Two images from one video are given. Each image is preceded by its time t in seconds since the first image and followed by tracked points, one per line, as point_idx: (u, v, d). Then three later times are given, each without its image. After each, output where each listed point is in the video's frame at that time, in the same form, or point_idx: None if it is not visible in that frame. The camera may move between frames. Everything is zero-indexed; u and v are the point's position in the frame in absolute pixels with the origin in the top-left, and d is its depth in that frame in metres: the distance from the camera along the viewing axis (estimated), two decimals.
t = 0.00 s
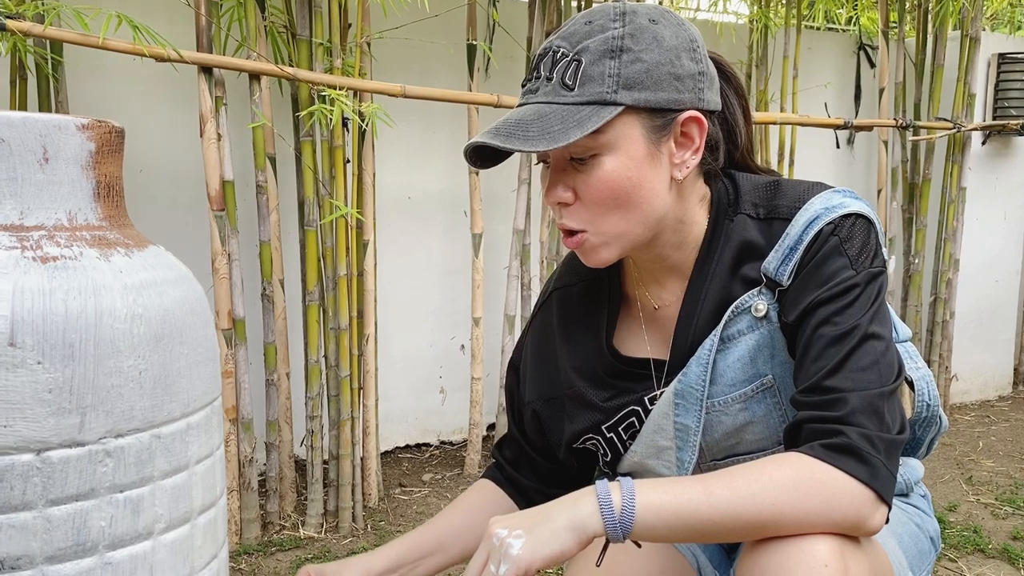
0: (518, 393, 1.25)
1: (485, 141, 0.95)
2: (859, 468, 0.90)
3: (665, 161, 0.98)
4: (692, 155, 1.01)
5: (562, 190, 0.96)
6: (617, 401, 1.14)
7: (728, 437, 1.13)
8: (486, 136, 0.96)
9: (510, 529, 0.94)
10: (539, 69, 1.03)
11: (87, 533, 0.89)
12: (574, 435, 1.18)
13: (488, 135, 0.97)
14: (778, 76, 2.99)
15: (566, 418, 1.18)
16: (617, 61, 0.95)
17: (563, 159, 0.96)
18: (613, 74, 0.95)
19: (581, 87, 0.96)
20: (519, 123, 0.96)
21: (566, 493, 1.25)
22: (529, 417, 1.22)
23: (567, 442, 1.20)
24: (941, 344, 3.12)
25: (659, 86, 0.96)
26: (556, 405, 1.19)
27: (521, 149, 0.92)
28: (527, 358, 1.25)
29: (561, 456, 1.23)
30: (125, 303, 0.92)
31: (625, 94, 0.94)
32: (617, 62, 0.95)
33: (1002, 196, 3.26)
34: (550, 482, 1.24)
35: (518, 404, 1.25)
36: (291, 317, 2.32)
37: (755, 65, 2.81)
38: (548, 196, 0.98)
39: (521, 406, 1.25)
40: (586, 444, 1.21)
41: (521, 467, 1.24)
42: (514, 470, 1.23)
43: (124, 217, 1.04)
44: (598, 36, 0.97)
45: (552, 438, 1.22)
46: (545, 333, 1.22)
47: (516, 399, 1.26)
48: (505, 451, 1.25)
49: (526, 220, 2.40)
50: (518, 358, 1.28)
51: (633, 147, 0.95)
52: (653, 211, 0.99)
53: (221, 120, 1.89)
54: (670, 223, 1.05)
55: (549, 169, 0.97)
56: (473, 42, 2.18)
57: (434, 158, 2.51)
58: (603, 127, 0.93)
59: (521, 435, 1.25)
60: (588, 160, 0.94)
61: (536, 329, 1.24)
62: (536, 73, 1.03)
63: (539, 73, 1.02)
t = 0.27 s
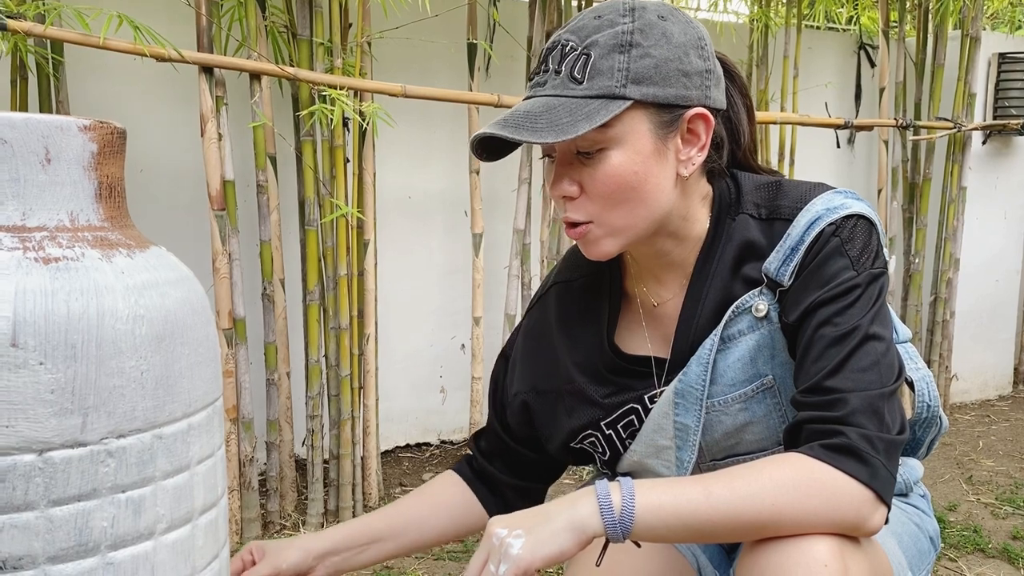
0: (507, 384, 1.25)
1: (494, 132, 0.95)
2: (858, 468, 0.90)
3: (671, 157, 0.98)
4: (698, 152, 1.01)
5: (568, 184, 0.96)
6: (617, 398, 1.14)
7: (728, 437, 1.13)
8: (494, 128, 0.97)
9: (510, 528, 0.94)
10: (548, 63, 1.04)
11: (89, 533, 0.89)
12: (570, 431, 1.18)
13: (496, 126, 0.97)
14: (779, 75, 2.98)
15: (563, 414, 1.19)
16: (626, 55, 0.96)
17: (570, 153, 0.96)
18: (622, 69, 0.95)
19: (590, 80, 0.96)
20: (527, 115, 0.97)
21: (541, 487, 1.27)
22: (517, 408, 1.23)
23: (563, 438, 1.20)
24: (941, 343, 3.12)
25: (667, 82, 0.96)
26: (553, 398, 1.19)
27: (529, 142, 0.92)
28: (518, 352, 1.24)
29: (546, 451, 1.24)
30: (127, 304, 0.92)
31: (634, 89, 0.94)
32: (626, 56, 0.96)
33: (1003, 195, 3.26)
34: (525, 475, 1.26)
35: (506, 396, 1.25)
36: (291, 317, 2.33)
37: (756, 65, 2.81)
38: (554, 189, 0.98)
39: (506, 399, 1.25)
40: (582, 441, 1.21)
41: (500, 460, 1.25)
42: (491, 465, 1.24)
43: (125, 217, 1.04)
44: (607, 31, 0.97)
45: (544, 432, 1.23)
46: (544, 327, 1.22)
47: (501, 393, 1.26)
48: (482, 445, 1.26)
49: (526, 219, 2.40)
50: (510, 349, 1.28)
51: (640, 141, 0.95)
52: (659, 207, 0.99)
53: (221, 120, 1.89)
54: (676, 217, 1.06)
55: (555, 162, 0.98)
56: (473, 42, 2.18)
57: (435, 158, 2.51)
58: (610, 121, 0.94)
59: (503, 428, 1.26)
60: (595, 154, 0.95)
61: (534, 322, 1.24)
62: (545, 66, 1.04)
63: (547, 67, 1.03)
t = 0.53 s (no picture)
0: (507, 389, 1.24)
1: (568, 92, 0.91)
2: (855, 466, 0.90)
3: (700, 151, 0.99)
4: (717, 150, 1.03)
5: (610, 163, 0.95)
6: (614, 399, 1.13)
7: (726, 437, 1.13)
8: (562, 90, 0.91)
9: (507, 533, 0.94)
10: (591, 37, 0.99)
11: (84, 532, 0.88)
12: (568, 433, 1.17)
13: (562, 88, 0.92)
14: (779, 74, 2.98)
15: (561, 415, 1.18)
16: (683, 41, 0.96)
17: (617, 132, 0.94)
18: (681, 53, 0.96)
19: (652, 58, 0.95)
20: (594, 83, 0.93)
21: (548, 491, 1.26)
22: (518, 412, 1.21)
23: (561, 440, 1.19)
24: (942, 342, 3.12)
25: (713, 74, 0.98)
26: (550, 400, 1.18)
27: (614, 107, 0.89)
28: (515, 355, 1.23)
29: (549, 454, 1.23)
30: (123, 302, 0.91)
31: (693, 74, 0.95)
32: (682, 42, 0.96)
33: (1003, 194, 3.26)
34: (532, 480, 1.25)
35: (506, 400, 1.24)
36: (290, 316, 2.32)
37: (756, 63, 2.80)
38: (591, 168, 0.95)
39: (507, 404, 1.24)
40: (580, 443, 1.20)
41: (506, 466, 1.24)
42: (497, 471, 1.23)
43: (122, 215, 1.04)
44: (662, 13, 0.97)
45: (544, 436, 1.22)
46: (539, 329, 1.21)
47: (503, 397, 1.25)
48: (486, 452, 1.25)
49: (526, 218, 2.40)
50: (507, 353, 1.26)
51: (684, 129, 0.96)
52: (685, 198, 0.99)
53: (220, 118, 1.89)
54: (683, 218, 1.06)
55: (596, 140, 0.96)
56: (473, 40, 2.18)
57: (434, 156, 2.50)
58: (671, 103, 0.93)
59: (507, 433, 1.25)
60: (645, 135, 0.94)
61: (530, 325, 1.22)
62: (588, 40, 1.00)
63: (593, 40, 0.99)
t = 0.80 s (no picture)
0: (515, 392, 1.25)
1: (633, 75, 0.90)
2: (851, 466, 0.90)
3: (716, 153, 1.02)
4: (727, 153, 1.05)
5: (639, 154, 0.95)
6: (612, 401, 1.14)
7: (724, 438, 1.13)
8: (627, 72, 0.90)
9: (505, 532, 0.96)
10: (623, 28, 0.98)
11: (84, 533, 0.89)
12: (568, 435, 1.18)
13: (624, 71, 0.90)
14: (779, 74, 2.98)
15: (561, 418, 1.18)
16: (711, 40, 0.99)
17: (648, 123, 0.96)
18: (711, 51, 0.98)
19: (689, 52, 0.95)
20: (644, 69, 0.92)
21: (561, 490, 1.27)
22: (526, 416, 1.23)
23: (563, 443, 1.19)
24: (941, 342, 3.12)
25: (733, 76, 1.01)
26: (552, 403, 1.19)
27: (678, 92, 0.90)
28: (522, 357, 1.25)
29: (555, 457, 1.23)
30: (123, 304, 0.92)
31: (721, 74, 0.98)
32: (710, 41, 0.99)
33: (1002, 194, 3.26)
34: (546, 480, 1.26)
35: (515, 404, 1.25)
36: (291, 315, 2.33)
37: (756, 63, 2.80)
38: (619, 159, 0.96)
39: (516, 407, 1.25)
40: (581, 446, 1.20)
41: (517, 466, 1.25)
42: (511, 470, 1.24)
43: (122, 217, 1.04)
44: (691, 12, 0.99)
45: (549, 439, 1.23)
46: (541, 333, 1.22)
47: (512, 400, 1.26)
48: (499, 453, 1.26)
49: (525, 218, 2.41)
50: (514, 357, 1.27)
51: (708, 126, 0.98)
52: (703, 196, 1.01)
53: (221, 118, 1.89)
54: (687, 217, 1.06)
55: (625, 132, 0.96)
56: (473, 40, 2.18)
57: (434, 156, 2.51)
58: (706, 98, 0.95)
59: (517, 435, 1.26)
60: (674, 128, 0.95)
61: (532, 328, 1.23)
62: (620, 31, 0.98)
63: (626, 31, 0.97)
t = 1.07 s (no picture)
0: (511, 386, 1.24)
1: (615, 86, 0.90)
2: (857, 464, 0.90)
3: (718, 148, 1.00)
4: (730, 146, 1.04)
5: (633, 157, 0.95)
6: (615, 397, 1.13)
7: (726, 435, 1.13)
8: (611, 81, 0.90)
9: (508, 528, 0.94)
10: (617, 30, 0.98)
11: (84, 529, 0.89)
12: (570, 430, 1.17)
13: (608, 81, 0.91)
14: (779, 72, 2.98)
15: (563, 413, 1.18)
16: (707, 37, 0.98)
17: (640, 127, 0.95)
18: (706, 49, 0.97)
19: (682, 53, 0.95)
20: (632, 76, 0.93)
21: (548, 489, 1.24)
22: (522, 410, 1.21)
23: (563, 438, 1.19)
24: (941, 341, 3.12)
25: (732, 72, 1.00)
26: (553, 398, 1.19)
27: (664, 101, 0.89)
28: (521, 351, 1.24)
29: (554, 452, 1.23)
30: (123, 299, 0.92)
31: (717, 71, 0.97)
32: (707, 38, 0.98)
33: (1003, 193, 3.26)
34: (534, 477, 1.24)
35: (510, 399, 1.24)
36: (290, 313, 2.32)
37: (756, 61, 2.80)
38: (612, 164, 0.95)
39: (511, 401, 1.24)
40: (581, 441, 1.20)
41: (507, 462, 1.23)
42: (500, 467, 1.22)
43: (122, 212, 1.04)
44: (685, 9, 0.98)
45: (547, 434, 1.22)
46: (542, 327, 1.21)
47: (507, 394, 1.25)
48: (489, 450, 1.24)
49: (526, 216, 2.40)
50: (512, 350, 1.27)
51: (706, 125, 0.97)
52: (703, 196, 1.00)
53: (220, 115, 1.89)
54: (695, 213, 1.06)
55: (618, 136, 0.96)
56: (473, 38, 2.18)
57: (435, 154, 2.50)
58: (700, 97, 0.94)
59: (510, 431, 1.24)
60: (669, 129, 0.95)
61: (533, 322, 1.23)
62: (613, 34, 0.98)
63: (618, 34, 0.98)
